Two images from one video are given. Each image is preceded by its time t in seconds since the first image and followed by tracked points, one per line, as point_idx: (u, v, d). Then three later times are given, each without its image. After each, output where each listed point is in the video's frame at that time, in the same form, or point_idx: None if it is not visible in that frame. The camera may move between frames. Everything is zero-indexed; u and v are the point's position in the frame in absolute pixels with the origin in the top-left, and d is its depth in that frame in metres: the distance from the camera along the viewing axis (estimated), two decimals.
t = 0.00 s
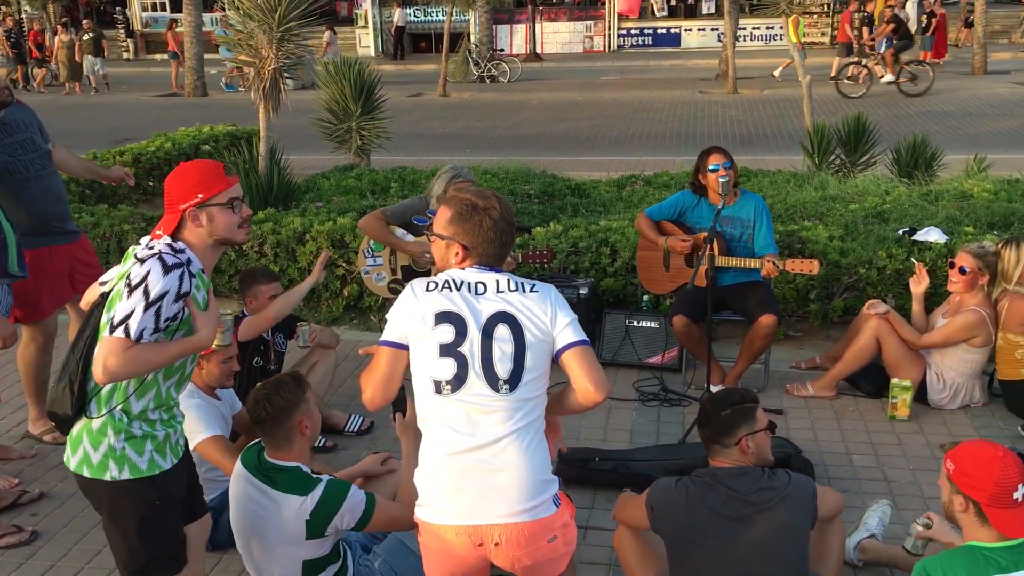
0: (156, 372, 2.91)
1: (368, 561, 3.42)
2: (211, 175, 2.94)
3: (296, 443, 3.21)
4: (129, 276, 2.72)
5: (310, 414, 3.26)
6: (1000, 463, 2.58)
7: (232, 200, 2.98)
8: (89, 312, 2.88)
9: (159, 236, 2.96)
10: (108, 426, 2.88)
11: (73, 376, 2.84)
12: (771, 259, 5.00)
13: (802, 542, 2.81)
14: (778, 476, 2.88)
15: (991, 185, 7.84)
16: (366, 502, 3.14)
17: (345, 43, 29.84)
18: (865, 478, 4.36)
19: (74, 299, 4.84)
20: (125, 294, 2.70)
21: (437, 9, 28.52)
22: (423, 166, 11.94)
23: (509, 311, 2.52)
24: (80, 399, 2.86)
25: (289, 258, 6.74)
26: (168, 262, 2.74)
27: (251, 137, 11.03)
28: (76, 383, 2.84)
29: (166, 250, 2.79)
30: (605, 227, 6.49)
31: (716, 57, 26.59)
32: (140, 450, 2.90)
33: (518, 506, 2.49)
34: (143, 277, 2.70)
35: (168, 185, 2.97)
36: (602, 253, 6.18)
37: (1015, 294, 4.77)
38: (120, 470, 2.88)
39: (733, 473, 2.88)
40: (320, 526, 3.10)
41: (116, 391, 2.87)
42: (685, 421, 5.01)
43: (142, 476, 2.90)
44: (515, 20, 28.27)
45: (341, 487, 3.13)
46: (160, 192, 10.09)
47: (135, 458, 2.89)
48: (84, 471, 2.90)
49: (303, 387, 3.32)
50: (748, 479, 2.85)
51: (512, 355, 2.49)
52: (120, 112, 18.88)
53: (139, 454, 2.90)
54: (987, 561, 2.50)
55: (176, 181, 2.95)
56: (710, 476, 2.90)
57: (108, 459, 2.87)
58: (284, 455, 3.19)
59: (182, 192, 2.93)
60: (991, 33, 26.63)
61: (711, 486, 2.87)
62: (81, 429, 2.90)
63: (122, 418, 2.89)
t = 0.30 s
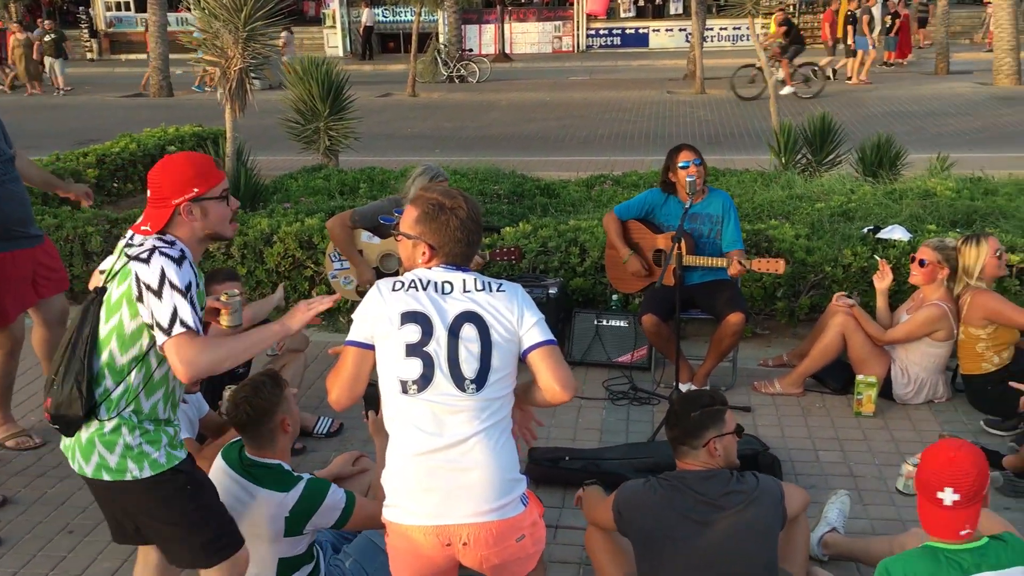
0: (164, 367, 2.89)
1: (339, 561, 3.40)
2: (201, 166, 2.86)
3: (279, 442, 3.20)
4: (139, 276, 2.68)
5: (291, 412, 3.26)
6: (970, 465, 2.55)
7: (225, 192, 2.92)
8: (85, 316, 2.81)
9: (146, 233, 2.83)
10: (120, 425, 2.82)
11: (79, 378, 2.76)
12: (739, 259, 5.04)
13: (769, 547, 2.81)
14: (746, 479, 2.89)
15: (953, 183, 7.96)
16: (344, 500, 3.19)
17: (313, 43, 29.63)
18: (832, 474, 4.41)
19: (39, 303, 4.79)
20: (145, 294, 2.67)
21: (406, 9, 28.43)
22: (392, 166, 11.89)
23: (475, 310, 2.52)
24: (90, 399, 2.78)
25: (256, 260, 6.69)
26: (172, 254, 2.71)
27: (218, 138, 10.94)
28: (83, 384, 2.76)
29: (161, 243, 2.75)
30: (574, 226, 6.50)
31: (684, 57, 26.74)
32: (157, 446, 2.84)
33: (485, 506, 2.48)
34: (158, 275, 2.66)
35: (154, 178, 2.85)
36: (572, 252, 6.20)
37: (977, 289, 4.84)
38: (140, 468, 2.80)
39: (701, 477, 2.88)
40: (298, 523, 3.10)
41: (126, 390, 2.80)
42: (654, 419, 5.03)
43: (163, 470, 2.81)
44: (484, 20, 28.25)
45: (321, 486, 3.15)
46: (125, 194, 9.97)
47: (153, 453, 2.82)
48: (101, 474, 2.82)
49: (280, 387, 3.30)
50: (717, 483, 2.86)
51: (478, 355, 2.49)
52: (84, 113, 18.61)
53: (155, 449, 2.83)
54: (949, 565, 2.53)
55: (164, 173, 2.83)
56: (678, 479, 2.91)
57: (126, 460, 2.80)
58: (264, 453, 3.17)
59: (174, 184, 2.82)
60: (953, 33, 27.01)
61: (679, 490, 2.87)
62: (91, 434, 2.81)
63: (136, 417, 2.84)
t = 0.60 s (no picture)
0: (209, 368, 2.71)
1: (310, 562, 3.38)
2: (191, 155, 2.71)
3: (250, 444, 3.21)
4: (198, 285, 2.58)
5: (261, 416, 3.27)
6: (937, 467, 2.63)
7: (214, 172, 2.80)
8: (117, 328, 2.54)
9: (180, 246, 2.63)
10: (170, 438, 2.64)
11: (135, 394, 2.54)
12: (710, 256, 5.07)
13: (747, 554, 2.76)
14: (727, 481, 2.84)
15: (919, 181, 8.06)
16: (315, 505, 3.18)
17: (282, 42, 29.43)
18: (801, 469, 4.45)
19: (5, 307, 4.80)
20: (211, 303, 2.60)
21: (375, 8, 28.33)
22: (363, 166, 11.84)
23: (447, 313, 2.52)
24: (145, 415, 2.57)
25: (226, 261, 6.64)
26: (219, 257, 2.65)
27: (186, 138, 10.85)
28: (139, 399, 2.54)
29: (196, 249, 2.66)
30: (546, 225, 6.51)
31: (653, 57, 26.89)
32: (206, 455, 2.71)
33: (458, 507, 2.48)
34: (224, 282, 2.61)
35: (155, 186, 2.62)
36: (543, 251, 6.21)
37: (942, 284, 4.88)
38: (194, 482, 2.66)
39: (683, 477, 2.83)
40: (269, 527, 3.08)
41: (177, 400, 2.63)
42: (626, 418, 5.05)
43: (215, 482, 2.71)
44: (455, 20, 28.24)
45: (293, 487, 3.15)
46: (92, 195, 9.86)
47: (206, 465, 2.69)
48: (151, 493, 2.62)
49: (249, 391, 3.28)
50: (698, 484, 2.82)
51: (449, 357, 2.49)
52: (50, 114, 18.38)
53: (206, 459, 2.70)
54: (909, 559, 2.65)
55: (162, 178, 2.62)
56: (660, 480, 2.86)
57: (179, 474, 2.63)
58: (241, 455, 3.18)
59: (183, 187, 2.64)
60: (918, 31, 27.37)
61: (661, 490, 2.82)
62: (140, 451, 2.60)
63: (187, 425, 2.67)
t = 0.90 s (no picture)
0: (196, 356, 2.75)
1: (281, 561, 3.36)
2: (215, 159, 2.70)
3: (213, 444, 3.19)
4: (243, 275, 2.67)
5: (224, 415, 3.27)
6: (911, 462, 2.67)
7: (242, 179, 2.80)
8: (177, 325, 2.51)
9: (205, 250, 2.65)
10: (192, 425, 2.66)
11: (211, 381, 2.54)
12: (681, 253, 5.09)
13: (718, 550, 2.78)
14: (702, 482, 2.82)
15: (887, 176, 8.15)
16: (281, 504, 3.15)
17: (252, 38, 29.18)
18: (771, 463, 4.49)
19: None
20: (253, 283, 2.71)
21: (345, 4, 28.16)
22: (333, 163, 11.78)
23: (417, 306, 2.52)
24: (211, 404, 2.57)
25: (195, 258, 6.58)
26: (245, 243, 2.74)
27: (153, 135, 10.74)
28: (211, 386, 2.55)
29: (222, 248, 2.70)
30: (517, 222, 6.52)
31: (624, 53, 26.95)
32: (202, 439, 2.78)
33: (430, 500, 2.46)
34: (257, 264, 2.72)
35: (186, 193, 2.61)
36: (514, 248, 6.21)
37: (908, 277, 4.95)
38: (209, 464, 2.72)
39: (660, 476, 2.84)
40: (236, 526, 3.04)
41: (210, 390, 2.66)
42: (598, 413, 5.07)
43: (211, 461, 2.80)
44: (425, 17, 28.22)
45: (261, 486, 3.09)
46: (58, 193, 9.73)
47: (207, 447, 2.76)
48: (175, 483, 2.62)
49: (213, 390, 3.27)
50: (673, 482, 2.82)
51: (421, 350, 2.48)
52: (14, 110, 18.12)
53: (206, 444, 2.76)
54: (877, 554, 2.69)
55: (193, 181, 2.61)
56: (637, 477, 2.86)
57: (197, 461, 2.67)
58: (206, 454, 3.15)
59: (211, 193, 2.63)
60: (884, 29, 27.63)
61: (637, 489, 2.82)
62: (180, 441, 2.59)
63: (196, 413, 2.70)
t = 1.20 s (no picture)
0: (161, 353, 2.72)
1: (245, 561, 3.32)
2: (189, 155, 2.65)
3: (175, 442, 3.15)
4: (214, 267, 2.64)
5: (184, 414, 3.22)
6: (875, 459, 2.70)
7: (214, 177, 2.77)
8: (153, 321, 2.48)
9: (168, 241, 2.57)
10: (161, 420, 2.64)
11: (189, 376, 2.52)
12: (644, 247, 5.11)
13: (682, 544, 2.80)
14: (671, 486, 2.80)
15: (847, 172, 8.24)
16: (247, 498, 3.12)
17: (212, 32, 28.82)
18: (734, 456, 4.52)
19: None
20: (224, 274, 2.68)
21: None
22: (296, 158, 11.68)
23: (377, 302, 2.50)
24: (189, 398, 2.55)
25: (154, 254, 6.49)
26: (212, 235, 2.70)
27: (112, 130, 10.58)
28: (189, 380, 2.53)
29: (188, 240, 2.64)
30: (482, 217, 6.50)
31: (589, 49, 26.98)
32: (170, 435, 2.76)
33: (390, 497, 2.45)
34: (226, 253, 2.69)
35: (152, 183, 2.56)
36: (479, 243, 6.19)
37: (869, 273, 4.98)
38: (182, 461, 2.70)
39: (627, 476, 2.83)
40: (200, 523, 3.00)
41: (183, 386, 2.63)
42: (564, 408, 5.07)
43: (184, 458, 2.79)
44: (389, 11, 28.17)
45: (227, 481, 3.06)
46: (13, 188, 9.54)
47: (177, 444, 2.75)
48: (154, 480, 2.60)
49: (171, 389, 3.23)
50: (644, 482, 2.80)
51: (381, 346, 2.47)
52: None
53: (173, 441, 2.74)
54: (841, 553, 2.71)
55: (161, 171, 2.57)
56: (604, 475, 2.85)
57: (173, 458, 2.65)
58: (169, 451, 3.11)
59: (179, 184, 2.58)
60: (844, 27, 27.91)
61: (605, 488, 2.81)
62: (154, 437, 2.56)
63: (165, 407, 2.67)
